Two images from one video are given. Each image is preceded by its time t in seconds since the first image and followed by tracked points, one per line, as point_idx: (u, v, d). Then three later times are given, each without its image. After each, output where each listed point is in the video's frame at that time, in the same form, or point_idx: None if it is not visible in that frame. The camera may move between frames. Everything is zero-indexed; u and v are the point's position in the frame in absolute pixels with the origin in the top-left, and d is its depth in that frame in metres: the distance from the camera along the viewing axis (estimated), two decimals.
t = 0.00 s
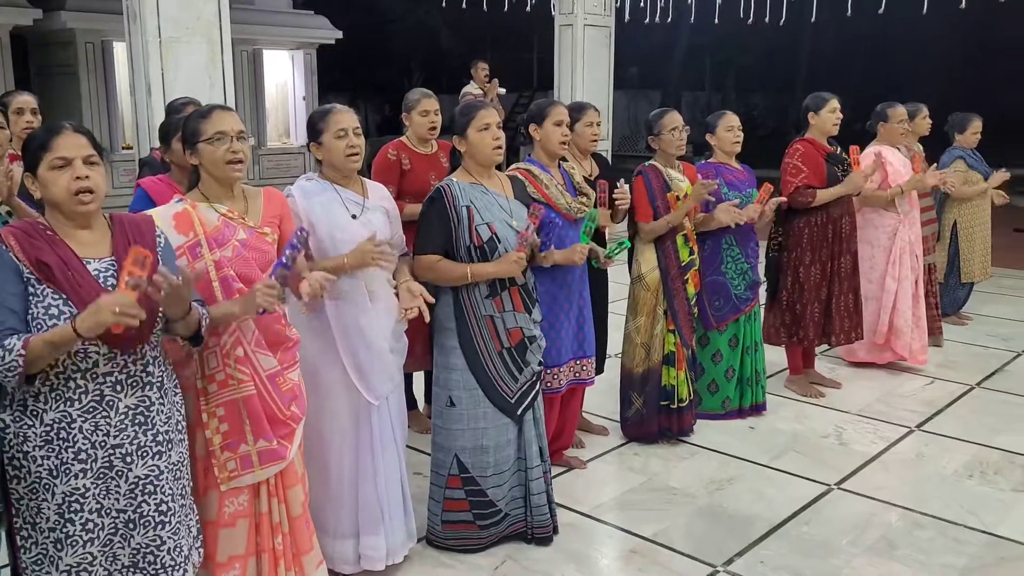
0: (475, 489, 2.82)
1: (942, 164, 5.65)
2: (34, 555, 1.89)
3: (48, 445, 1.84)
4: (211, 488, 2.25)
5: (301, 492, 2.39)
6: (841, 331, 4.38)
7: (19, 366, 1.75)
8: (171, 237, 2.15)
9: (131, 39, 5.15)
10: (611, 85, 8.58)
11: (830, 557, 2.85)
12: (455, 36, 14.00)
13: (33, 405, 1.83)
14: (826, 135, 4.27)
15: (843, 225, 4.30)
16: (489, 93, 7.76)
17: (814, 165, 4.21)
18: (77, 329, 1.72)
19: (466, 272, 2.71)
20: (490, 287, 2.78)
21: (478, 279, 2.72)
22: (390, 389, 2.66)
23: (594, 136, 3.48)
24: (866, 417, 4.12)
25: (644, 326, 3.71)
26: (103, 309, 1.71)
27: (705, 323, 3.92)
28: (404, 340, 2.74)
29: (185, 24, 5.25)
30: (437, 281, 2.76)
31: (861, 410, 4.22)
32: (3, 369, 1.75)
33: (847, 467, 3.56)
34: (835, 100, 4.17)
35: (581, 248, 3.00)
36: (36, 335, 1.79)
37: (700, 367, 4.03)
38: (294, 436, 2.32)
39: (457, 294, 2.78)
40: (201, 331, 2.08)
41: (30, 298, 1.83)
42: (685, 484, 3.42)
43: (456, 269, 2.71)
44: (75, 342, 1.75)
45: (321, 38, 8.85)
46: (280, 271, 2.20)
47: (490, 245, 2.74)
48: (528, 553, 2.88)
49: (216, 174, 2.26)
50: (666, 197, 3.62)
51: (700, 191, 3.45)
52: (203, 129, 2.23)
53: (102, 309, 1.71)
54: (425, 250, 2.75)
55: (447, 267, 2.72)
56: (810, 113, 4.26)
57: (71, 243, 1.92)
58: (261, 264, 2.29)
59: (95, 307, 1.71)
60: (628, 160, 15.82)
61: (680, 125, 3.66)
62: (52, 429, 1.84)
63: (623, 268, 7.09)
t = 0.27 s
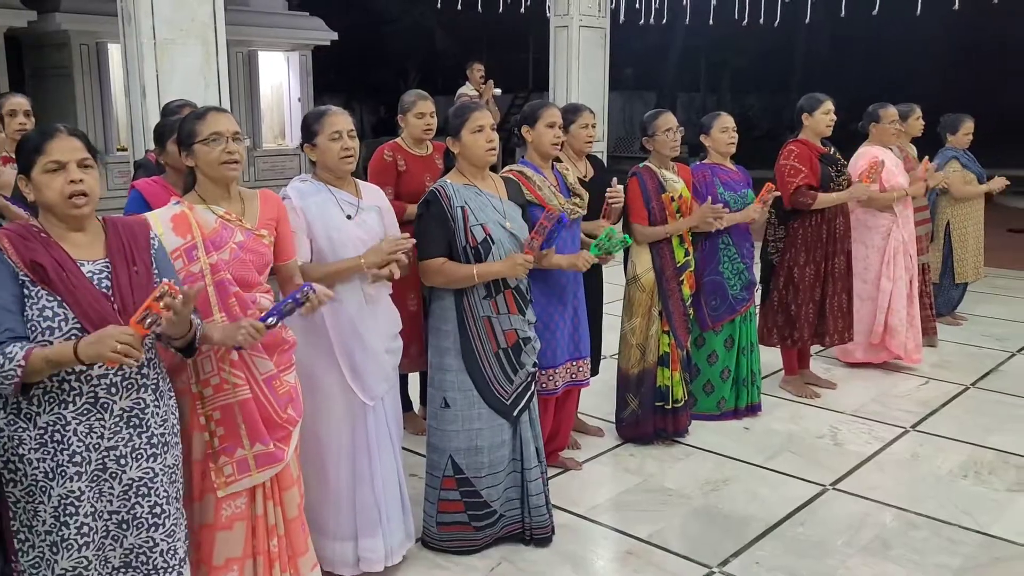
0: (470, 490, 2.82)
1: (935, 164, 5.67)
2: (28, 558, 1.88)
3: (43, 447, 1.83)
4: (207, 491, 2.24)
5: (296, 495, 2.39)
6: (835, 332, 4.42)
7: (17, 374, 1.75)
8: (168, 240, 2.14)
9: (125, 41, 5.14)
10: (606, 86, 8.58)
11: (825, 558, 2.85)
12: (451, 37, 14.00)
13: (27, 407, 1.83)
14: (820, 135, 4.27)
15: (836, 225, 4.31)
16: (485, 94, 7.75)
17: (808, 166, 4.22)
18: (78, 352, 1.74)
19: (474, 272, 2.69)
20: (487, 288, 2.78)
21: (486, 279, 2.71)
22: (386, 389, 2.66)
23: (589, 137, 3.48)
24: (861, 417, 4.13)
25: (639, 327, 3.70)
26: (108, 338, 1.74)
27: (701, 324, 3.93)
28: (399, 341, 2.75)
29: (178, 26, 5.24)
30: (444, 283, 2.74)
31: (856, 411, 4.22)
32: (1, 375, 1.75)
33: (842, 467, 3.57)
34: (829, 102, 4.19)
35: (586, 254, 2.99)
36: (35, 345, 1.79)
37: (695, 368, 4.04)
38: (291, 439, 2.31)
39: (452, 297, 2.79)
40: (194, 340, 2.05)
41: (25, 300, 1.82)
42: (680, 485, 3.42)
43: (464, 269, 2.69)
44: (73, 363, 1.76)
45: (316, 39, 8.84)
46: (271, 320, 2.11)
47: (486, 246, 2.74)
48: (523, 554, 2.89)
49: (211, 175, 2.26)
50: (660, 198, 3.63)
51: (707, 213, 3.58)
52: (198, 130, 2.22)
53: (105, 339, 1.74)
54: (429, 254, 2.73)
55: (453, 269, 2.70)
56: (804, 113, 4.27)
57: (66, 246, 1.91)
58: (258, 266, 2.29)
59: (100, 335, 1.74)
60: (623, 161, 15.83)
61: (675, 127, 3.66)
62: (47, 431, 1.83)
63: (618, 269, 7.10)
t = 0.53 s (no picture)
0: (464, 492, 2.82)
1: (928, 165, 5.69)
2: (12, 563, 1.87)
3: (29, 452, 1.83)
4: (201, 494, 2.24)
5: (291, 497, 2.38)
6: (827, 332, 4.41)
7: None
8: (160, 242, 2.13)
9: (118, 43, 5.13)
10: (600, 88, 8.59)
11: (817, 558, 2.86)
12: (445, 38, 14.01)
13: (15, 412, 1.83)
14: (814, 137, 4.28)
15: (829, 227, 4.33)
16: (478, 95, 7.75)
17: (801, 168, 4.23)
18: (66, 372, 1.77)
19: (450, 279, 2.71)
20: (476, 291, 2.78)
21: (462, 286, 2.72)
22: (379, 391, 2.66)
23: (582, 138, 3.48)
24: (854, 418, 4.14)
25: (633, 328, 3.71)
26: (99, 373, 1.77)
27: (696, 325, 3.92)
28: (392, 342, 2.75)
29: (172, 27, 5.23)
30: (422, 284, 2.76)
31: (848, 411, 4.24)
32: None
33: (835, 468, 3.58)
34: (824, 103, 4.19)
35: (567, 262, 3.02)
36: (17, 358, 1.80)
37: (689, 369, 4.05)
38: (284, 442, 2.31)
39: (446, 298, 2.79)
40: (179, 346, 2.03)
41: (13, 305, 1.82)
42: (674, 486, 3.43)
43: (440, 275, 2.71)
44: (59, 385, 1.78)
45: (309, 40, 8.83)
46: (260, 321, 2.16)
47: (479, 249, 2.74)
48: (516, 556, 2.89)
49: (205, 177, 2.25)
50: (654, 200, 3.63)
51: (693, 209, 3.55)
52: (192, 132, 2.22)
53: (101, 369, 1.77)
54: (410, 252, 2.75)
55: (431, 272, 2.72)
56: (799, 115, 4.27)
57: (57, 249, 1.90)
58: (251, 269, 2.29)
59: (96, 362, 1.78)
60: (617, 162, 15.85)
61: (669, 128, 3.67)
62: (34, 436, 1.83)
63: (612, 270, 7.10)
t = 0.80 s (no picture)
0: (458, 493, 2.82)
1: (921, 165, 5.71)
2: (14, 563, 1.86)
3: (29, 451, 1.82)
4: (195, 495, 2.23)
5: (285, 499, 2.38)
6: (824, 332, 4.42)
7: (8, 364, 1.73)
8: (154, 242, 2.13)
9: (112, 46, 5.12)
10: (594, 89, 8.60)
11: (811, 558, 2.86)
12: (439, 40, 14.00)
13: (12, 412, 1.81)
14: (806, 137, 4.30)
15: (824, 226, 4.33)
16: (472, 96, 7.74)
17: (796, 167, 4.24)
18: (63, 324, 1.70)
19: (457, 271, 2.69)
20: (474, 288, 2.78)
21: (469, 278, 2.71)
22: (374, 391, 2.65)
23: (576, 139, 3.48)
24: (848, 418, 4.15)
25: (627, 328, 3.71)
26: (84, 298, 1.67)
27: (690, 324, 3.94)
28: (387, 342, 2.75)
29: (165, 29, 5.22)
30: (425, 284, 2.73)
31: (842, 411, 4.24)
32: None
33: (829, 468, 3.58)
34: (815, 104, 4.22)
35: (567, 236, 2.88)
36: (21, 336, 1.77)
37: (683, 369, 4.05)
38: (279, 442, 2.30)
39: (441, 298, 2.78)
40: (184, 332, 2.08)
41: (12, 304, 1.81)
42: (669, 487, 3.43)
43: (446, 270, 2.68)
44: (63, 338, 1.72)
45: (303, 42, 8.82)
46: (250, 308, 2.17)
47: (473, 247, 2.75)
48: (511, 557, 2.89)
49: (198, 178, 2.25)
50: (648, 200, 3.64)
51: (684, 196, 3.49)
52: (184, 133, 2.21)
53: (82, 299, 1.67)
54: (412, 253, 2.73)
55: (434, 270, 2.69)
56: (791, 115, 4.29)
57: (52, 250, 1.90)
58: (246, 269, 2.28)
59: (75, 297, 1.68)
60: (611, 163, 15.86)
61: (662, 129, 3.68)
62: (34, 434, 1.82)
63: (606, 271, 7.10)
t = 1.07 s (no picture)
0: (453, 497, 2.82)
1: (916, 167, 5.72)
2: (7, 567, 1.86)
3: (21, 457, 1.81)
4: (193, 498, 2.23)
5: (283, 501, 2.38)
6: (819, 334, 4.45)
7: None
8: (150, 246, 2.13)
9: (107, 47, 5.11)
10: (589, 91, 8.61)
11: (806, 560, 2.87)
12: (435, 42, 14.01)
13: (6, 417, 1.82)
14: (802, 139, 4.31)
15: (819, 229, 4.37)
16: (468, 98, 7.73)
17: (790, 170, 4.25)
18: (54, 372, 1.76)
19: (446, 278, 2.69)
20: (467, 294, 2.78)
21: (458, 285, 2.70)
22: (370, 395, 2.65)
23: (572, 141, 3.48)
24: (843, 419, 4.16)
25: (623, 330, 3.71)
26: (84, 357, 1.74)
27: (685, 327, 3.94)
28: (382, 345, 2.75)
29: (160, 30, 5.22)
30: (418, 288, 2.75)
31: (837, 413, 4.25)
32: None
33: (824, 469, 3.59)
34: (810, 105, 4.21)
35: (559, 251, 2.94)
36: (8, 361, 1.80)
37: (679, 371, 4.05)
38: (276, 444, 2.30)
39: (435, 302, 2.78)
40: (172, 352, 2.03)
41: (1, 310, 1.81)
42: (664, 488, 3.43)
43: (436, 275, 2.69)
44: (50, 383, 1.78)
45: (299, 44, 8.82)
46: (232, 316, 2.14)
47: (468, 250, 2.75)
48: (507, 559, 2.89)
49: (194, 180, 2.25)
50: (644, 203, 3.64)
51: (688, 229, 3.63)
52: (180, 135, 2.21)
53: (81, 360, 1.74)
54: (406, 256, 2.75)
55: (425, 273, 2.70)
56: (787, 117, 4.30)
57: (43, 253, 1.89)
58: (242, 273, 2.28)
59: (74, 355, 1.74)
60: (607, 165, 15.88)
61: (657, 131, 3.68)
62: (26, 441, 1.82)
63: (601, 272, 7.11)
